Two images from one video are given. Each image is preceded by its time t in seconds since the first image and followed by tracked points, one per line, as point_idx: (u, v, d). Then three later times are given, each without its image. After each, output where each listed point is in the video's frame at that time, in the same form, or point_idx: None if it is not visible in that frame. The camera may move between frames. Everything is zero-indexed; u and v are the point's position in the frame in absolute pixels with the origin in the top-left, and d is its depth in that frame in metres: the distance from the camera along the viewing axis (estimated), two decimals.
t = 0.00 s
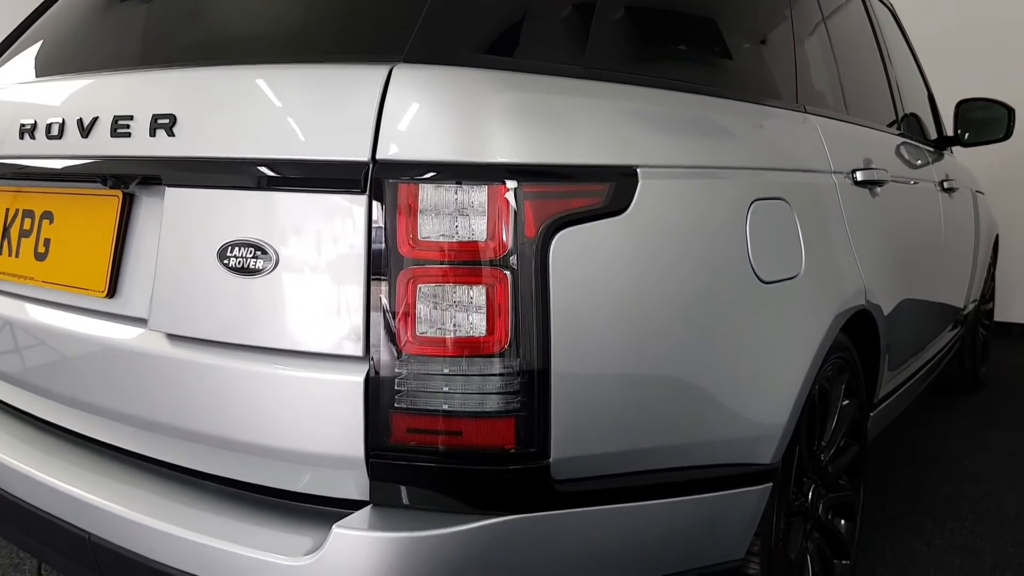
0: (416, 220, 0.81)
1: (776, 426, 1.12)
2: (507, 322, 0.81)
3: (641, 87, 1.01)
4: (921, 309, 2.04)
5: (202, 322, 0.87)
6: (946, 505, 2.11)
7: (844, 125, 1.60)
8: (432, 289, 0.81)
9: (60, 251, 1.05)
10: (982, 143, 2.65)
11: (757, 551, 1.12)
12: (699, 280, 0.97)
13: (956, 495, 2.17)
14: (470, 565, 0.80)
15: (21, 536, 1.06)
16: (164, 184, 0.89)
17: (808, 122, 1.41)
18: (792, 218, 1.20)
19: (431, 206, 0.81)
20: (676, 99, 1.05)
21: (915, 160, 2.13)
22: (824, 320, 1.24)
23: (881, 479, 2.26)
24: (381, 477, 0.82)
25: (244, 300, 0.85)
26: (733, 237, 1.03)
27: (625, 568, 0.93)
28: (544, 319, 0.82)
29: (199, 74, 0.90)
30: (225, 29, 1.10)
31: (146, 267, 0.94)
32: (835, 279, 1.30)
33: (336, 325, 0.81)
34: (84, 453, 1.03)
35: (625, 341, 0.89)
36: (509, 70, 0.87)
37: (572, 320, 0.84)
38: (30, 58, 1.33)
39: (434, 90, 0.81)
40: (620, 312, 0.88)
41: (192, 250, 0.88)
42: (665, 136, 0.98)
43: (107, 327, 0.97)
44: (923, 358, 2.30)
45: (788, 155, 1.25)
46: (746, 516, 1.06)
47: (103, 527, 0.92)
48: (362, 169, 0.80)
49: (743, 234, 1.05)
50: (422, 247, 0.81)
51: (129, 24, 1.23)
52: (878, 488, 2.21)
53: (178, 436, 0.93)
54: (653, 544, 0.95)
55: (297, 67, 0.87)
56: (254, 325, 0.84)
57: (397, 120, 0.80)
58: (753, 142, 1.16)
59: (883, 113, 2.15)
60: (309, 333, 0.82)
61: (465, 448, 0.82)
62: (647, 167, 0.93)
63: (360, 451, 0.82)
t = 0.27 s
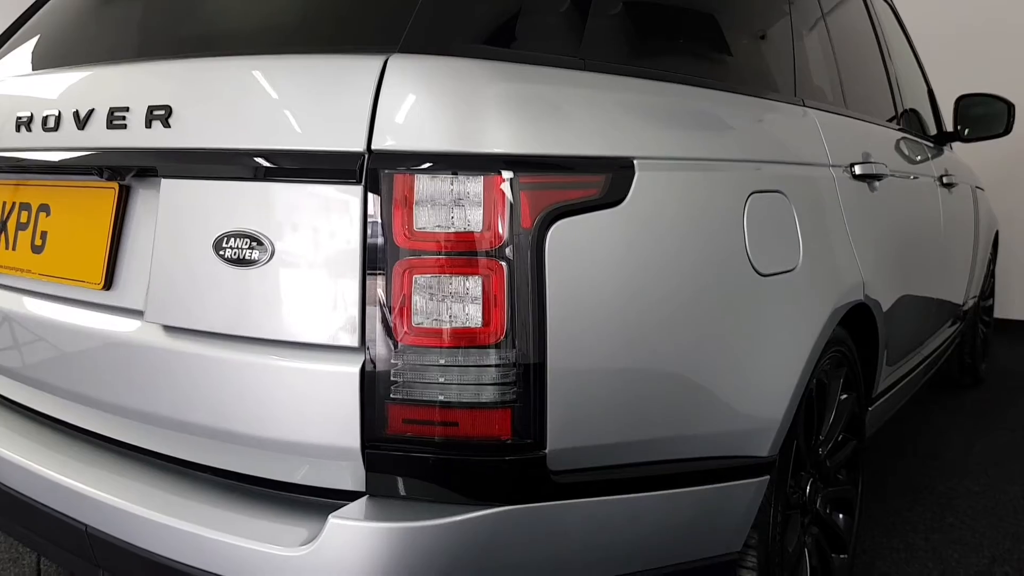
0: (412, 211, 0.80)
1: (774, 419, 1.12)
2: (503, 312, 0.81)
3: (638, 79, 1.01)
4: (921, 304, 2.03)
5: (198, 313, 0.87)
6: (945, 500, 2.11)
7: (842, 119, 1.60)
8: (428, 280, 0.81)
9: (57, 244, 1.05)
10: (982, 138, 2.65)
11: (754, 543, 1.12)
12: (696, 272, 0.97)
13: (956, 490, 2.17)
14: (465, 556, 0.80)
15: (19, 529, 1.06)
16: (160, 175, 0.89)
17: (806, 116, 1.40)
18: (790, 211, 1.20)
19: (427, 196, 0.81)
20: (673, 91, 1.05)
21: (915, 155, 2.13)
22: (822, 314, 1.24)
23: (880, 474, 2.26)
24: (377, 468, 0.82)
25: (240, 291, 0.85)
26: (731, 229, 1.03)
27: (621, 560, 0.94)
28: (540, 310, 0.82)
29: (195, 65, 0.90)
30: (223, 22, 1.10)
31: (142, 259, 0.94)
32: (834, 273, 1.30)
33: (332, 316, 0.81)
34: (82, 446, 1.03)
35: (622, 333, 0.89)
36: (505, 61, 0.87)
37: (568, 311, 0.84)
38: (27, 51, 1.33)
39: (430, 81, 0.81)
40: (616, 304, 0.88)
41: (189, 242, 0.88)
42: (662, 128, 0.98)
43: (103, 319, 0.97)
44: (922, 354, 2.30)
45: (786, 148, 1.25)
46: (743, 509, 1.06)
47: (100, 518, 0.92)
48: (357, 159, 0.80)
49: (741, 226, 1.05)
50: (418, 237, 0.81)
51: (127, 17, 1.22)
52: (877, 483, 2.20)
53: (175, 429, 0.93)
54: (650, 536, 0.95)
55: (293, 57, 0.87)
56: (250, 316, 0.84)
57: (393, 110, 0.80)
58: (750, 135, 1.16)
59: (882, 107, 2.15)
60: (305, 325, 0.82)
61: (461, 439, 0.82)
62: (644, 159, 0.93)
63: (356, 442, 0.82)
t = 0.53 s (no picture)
0: (410, 199, 0.80)
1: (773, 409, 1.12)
2: (502, 300, 0.81)
3: (637, 68, 1.01)
4: (921, 297, 2.03)
5: (196, 301, 0.87)
6: (944, 494, 2.11)
7: (843, 111, 1.59)
8: (426, 268, 0.81)
9: (54, 234, 1.05)
10: (982, 133, 2.64)
11: (752, 534, 1.12)
12: (696, 261, 0.96)
13: (955, 484, 2.17)
14: (463, 544, 0.80)
15: (18, 520, 1.06)
16: (158, 163, 0.89)
17: (806, 107, 1.40)
18: (790, 201, 1.19)
19: (425, 184, 0.80)
20: (672, 81, 1.05)
21: (915, 148, 2.12)
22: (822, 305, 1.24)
23: (880, 468, 2.26)
24: (376, 456, 0.82)
25: (238, 279, 0.85)
26: (730, 219, 1.03)
27: (620, 549, 0.94)
28: (539, 299, 0.82)
29: (192, 53, 0.90)
30: (220, 11, 1.09)
31: (140, 248, 0.94)
32: (834, 264, 1.30)
33: (330, 304, 0.81)
34: (80, 437, 1.02)
35: (621, 322, 0.88)
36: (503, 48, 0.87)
37: (567, 299, 0.84)
38: (24, 40, 1.33)
39: (428, 68, 0.80)
40: (614, 293, 0.88)
41: (186, 231, 0.88)
42: (661, 117, 0.97)
43: (101, 309, 0.97)
44: (922, 348, 2.30)
45: (786, 138, 1.25)
46: (742, 499, 1.06)
47: (98, 508, 0.92)
48: (355, 147, 0.80)
49: (741, 216, 1.05)
50: (416, 225, 0.81)
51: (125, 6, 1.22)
52: (877, 477, 2.20)
53: (173, 418, 0.93)
54: (650, 525, 0.95)
55: (290, 45, 0.86)
56: (247, 304, 0.84)
57: (390, 98, 0.80)
58: (750, 125, 1.15)
59: (882, 101, 2.15)
60: (303, 312, 0.82)
61: (460, 428, 0.82)
62: (644, 148, 0.92)
63: (354, 430, 0.82)
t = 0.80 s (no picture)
0: (411, 185, 0.80)
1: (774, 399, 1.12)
2: (502, 287, 0.81)
3: (638, 55, 1.01)
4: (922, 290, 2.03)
5: (196, 289, 0.87)
6: (944, 485, 2.11)
7: (844, 101, 1.59)
8: (426, 254, 0.81)
9: (55, 222, 1.05)
10: (984, 125, 2.63)
11: (752, 523, 1.13)
12: (697, 249, 0.96)
13: (955, 476, 2.18)
14: (464, 530, 0.81)
15: (19, 509, 1.07)
16: (158, 150, 0.89)
17: (807, 97, 1.40)
18: (791, 191, 1.19)
19: (426, 170, 0.80)
20: (673, 69, 1.05)
21: (916, 140, 2.12)
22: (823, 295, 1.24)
23: (880, 461, 2.27)
24: (376, 443, 0.83)
25: (239, 266, 0.85)
26: (731, 207, 1.03)
27: (620, 537, 0.94)
28: (539, 286, 0.82)
29: (191, 40, 0.90)
30: None
31: (141, 236, 0.94)
32: (834, 254, 1.30)
33: (330, 291, 0.81)
34: (81, 425, 1.03)
35: (621, 309, 0.88)
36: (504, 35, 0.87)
37: (567, 286, 0.84)
38: (23, 29, 1.32)
39: (428, 54, 0.80)
40: (615, 280, 0.88)
41: (187, 218, 0.88)
42: (663, 105, 0.97)
43: (102, 297, 0.97)
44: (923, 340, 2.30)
45: (787, 128, 1.25)
46: (742, 488, 1.06)
47: (99, 495, 0.92)
48: (355, 133, 0.80)
49: (742, 204, 1.05)
50: (417, 211, 0.80)
51: None
52: (877, 469, 2.21)
53: (173, 406, 0.93)
54: (650, 513, 0.95)
55: (290, 32, 0.86)
56: (248, 291, 0.84)
57: (390, 85, 0.80)
58: (751, 114, 1.15)
59: (884, 92, 2.14)
60: (303, 299, 0.82)
61: (460, 414, 0.82)
62: (644, 135, 0.92)
63: (355, 416, 0.82)
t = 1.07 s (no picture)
0: (411, 171, 0.80)
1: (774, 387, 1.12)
2: (503, 274, 0.81)
3: (639, 42, 1.00)
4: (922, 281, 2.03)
5: (197, 275, 0.87)
6: (944, 476, 2.12)
7: (845, 91, 1.59)
8: (427, 241, 0.81)
9: (55, 210, 1.05)
10: (986, 117, 2.63)
11: (752, 512, 1.13)
12: (697, 237, 0.96)
13: (954, 467, 2.18)
14: (465, 516, 0.81)
15: (21, 497, 1.07)
16: (158, 137, 0.89)
17: (808, 86, 1.39)
18: (792, 180, 1.19)
19: (426, 156, 0.80)
20: (674, 56, 1.04)
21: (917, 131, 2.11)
22: (824, 284, 1.24)
23: (879, 451, 2.27)
24: (377, 429, 0.83)
25: (239, 253, 0.85)
26: (732, 195, 1.02)
27: (620, 523, 0.94)
28: (539, 273, 0.82)
29: (191, 26, 0.90)
30: None
31: (141, 223, 0.94)
32: (835, 243, 1.30)
33: (331, 278, 0.81)
34: (82, 413, 1.03)
35: (621, 296, 0.88)
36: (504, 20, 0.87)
37: (567, 273, 0.84)
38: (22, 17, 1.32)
39: (429, 39, 0.80)
40: (615, 267, 0.88)
41: (187, 204, 0.88)
42: (663, 92, 0.97)
43: (103, 284, 0.97)
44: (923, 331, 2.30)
45: (788, 117, 1.24)
46: (742, 476, 1.07)
47: (101, 482, 0.92)
48: (356, 119, 0.80)
49: (742, 193, 1.05)
50: (417, 197, 0.80)
51: None
52: (876, 459, 2.21)
53: (174, 393, 0.93)
54: (650, 499, 0.95)
55: (290, 18, 0.86)
56: (249, 278, 0.84)
57: (390, 70, 0.80)
58: (752, 102, 1.15)
59: (885, 83, 2.14)
60: (304, 285, 0.82)
61: (461, 401, 0.82)
62: (645, 122, 0.92)
63: (356, 403, 0.82)
